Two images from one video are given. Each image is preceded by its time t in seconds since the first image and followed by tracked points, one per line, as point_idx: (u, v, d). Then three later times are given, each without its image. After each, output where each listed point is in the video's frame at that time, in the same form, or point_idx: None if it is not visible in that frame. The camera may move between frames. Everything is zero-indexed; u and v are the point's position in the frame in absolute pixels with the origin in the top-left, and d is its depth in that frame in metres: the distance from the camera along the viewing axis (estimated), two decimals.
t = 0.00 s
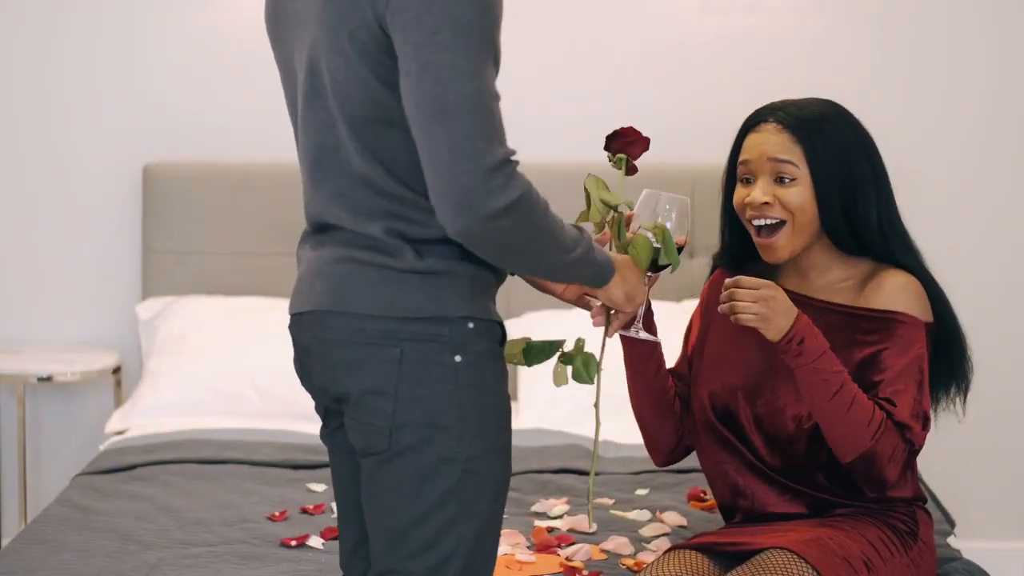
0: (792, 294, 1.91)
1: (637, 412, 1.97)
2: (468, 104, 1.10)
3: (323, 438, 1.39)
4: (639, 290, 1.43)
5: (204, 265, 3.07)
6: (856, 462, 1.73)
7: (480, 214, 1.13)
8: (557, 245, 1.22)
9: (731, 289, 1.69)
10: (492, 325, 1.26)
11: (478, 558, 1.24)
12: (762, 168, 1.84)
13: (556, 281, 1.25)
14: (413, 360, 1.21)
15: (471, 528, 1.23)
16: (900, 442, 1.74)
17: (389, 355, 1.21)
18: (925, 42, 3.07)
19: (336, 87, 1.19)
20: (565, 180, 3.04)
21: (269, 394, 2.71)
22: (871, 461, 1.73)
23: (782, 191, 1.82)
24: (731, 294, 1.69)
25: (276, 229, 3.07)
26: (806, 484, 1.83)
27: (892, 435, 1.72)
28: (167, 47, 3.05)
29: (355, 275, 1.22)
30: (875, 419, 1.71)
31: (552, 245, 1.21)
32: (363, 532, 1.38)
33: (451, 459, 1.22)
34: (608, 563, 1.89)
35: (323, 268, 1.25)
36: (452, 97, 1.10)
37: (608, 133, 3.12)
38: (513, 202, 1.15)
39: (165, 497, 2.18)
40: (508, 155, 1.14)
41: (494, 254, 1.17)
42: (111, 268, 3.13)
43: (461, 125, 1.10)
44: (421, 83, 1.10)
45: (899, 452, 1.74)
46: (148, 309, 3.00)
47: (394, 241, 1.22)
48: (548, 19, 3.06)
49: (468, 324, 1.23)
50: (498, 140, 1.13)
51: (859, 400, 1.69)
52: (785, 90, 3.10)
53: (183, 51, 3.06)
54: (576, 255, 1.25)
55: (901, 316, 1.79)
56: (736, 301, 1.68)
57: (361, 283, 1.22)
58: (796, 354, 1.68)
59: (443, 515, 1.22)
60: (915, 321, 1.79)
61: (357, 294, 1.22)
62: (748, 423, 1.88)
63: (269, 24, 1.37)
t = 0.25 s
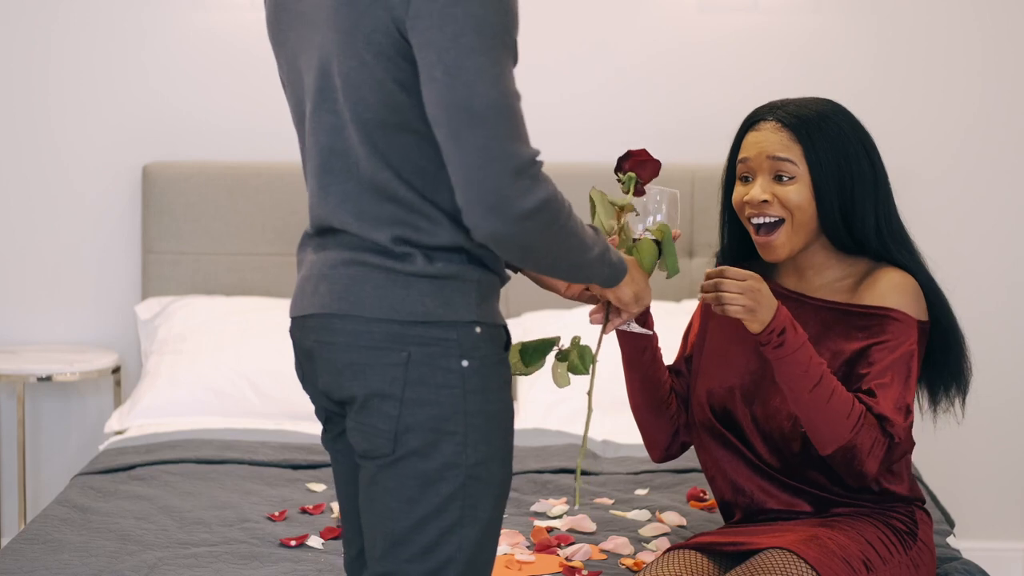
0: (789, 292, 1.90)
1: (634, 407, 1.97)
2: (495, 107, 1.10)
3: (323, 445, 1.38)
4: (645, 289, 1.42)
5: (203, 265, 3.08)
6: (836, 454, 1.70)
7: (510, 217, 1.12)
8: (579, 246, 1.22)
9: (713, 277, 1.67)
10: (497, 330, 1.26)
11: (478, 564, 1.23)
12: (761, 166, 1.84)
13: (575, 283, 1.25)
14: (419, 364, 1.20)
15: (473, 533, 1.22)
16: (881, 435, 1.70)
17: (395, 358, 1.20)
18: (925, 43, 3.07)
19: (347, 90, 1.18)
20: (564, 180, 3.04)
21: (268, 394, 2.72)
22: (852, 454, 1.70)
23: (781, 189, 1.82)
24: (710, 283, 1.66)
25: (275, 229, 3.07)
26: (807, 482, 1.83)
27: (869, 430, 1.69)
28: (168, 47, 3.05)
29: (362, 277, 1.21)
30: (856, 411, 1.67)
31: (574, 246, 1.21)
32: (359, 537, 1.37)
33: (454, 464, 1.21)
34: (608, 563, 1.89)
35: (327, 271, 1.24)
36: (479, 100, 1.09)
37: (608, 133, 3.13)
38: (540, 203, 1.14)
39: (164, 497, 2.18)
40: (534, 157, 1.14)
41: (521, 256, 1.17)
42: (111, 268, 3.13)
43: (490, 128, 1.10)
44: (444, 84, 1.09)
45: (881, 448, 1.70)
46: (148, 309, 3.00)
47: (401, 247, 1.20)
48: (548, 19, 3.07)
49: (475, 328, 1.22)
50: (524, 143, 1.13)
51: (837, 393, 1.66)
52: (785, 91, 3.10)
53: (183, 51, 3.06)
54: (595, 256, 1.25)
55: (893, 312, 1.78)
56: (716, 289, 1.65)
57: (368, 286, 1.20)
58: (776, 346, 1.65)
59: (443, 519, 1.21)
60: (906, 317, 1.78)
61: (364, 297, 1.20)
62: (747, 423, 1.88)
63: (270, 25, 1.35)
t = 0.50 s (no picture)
0: (785, 290, 1.91)
1: (633, 405, 1.97)
2: (510, 109, 1.11)
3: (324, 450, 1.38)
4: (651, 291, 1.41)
5: (203, 264, 3.08)
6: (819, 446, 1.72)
7: (529, 218, 1.14)
8: (596, 249, 1.22)
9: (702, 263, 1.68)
10: (498, 332, 1.26)
11: (479, 566, 1.23)
12: (761, 165, 1.84)
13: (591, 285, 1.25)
14: (422, 367, 1.20)
15: (474, 536, 1.22)
16: (864, 427, 1.71)
17: (397, 361, 1.20)
18: (925, 43, 3.07)
19: (354, 91, 1.18)
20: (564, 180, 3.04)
21: (267, 394, 2.71)
22: (835, 445, 1.71)
23: (781, 188, 1.82)
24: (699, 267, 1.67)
25: (275, 229, 3.07)
26: (807, 480, 1.83)
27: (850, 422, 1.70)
28: (167, 47, 3.05)
29: (363, 280, 1.20)
30: (837, 402, 1.70)
31: (592, 250, 1.22)
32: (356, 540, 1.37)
33: (456, 466, 1.21)
34: (608, 563, 1.89)
35: (328, 273, 1.23)
36: (496, 102, 1.10)
37: (608, 133, 3.12)
38: (558, 205, 1.16)
39: (164, 497, 2.18)
40: (550, 158, 1.15)
41: (539, 257, 1.18)
42: (111, 268, 3.13)
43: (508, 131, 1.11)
44: (457, 86, 1.09)
45: (865, 440, 1.71)
46: (148, 309, 3.00)
47: (404, 250, 1.20)
48: (548, 20, 3.07)
49: (477, 331, 1.23)
50: (541, 145, 1.14)
51: (815, 383, 1.69)
52: (785, 91, 3.10)
53: (183, 51, 3.06)
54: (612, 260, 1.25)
55: (886, 309, 1.79)
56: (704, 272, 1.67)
57: (369, 289, 1.20)
58: (756, 337, 1.68)
59: (445, 521, 1.21)
60: (899, 314, 1.79)
61: (366, 300, 1.20)
62: (746, 421, 1.88)
63: (269, 26, 1.35)
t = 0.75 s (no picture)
0: (784, 290, 1.91)
1: (632, 404, 1.97)
2: (514, 111, 1.11)
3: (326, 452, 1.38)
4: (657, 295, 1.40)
5: (203, 264, 3.07)
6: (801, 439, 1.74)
7: (536, 217, 1.14)
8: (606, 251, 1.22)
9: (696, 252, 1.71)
10: (498, 335, 1.26)
11: (478, 569, 1.23)
12: (762, 165, 1.85)
13: (599, 287, 1.26)
14: (420, 370, 1.20)
15: (473, 539, 1.22)
16: (846, 419, 1.73)
17: (395, 364, 1.20)
18: (925, 43, 3.07)
19: (354, 94, 1.18)
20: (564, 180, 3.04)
21: (267, 394, 2.71)
22: (816, 438, 1.73)
23: (782, 188, 1.83)
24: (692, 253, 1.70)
25: (275, 229, 3.07)
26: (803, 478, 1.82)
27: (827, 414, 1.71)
28: (167, 47, 3.06)
29: (361, 283, 1.21)
30: (817, 395, 1.71)
31: (602, 251, 1.22)
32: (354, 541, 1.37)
33: (455, 470, 1.21)
34: (608, 563, 1.89)
35: (326, 276, 1.24)
36: (501, 104, 1.10)
37: (608, 133, 3.12)
38: (566, 204, 1.16)
39: (165, 497, 2.18)
40: (556, 158, 1.16)
41: (546, 257, 1.18)
42: (111, 268, 3.13)
43: (513, 131, 1.11)
44: (461, 90, 1.09)
45: (842, 431, 1.73)
46: (148, 309, 3.00)
47: (400, 254, 1.20)
48: (548, 20, 3.07)
49: (476, 334, 1.22)
50: (546, 145, 1.15)
51: (795, 376, 1.71)
52: (785, 91, 3.10)
53: (183, 51, 3.06)
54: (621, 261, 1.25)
55: (882, 308, 1.79)
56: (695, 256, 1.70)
57: (367, 292, 1.20)
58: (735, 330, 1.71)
59: (444, 525, 1.21)
60: (894, 312, 1.79)
61: (364, 304, 1.20)
62: (745, 422, 1.87)
63: (269, 27, 1.35)
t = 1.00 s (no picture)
0: (784, 290, 1.91)
1: (633, 402, 1.98)
2: (512, 108, 1.11)
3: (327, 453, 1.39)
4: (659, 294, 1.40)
5: (203, 264, 3.07)
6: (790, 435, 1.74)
7: (537, 214, 1.14)
8: (606, 251, 1.22)
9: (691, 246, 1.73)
10: (495, 336, 1.25)
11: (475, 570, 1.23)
12: (763, 166, 1.84)
13: (601, 287, 1.26)
14: (415, 371, 1.20)
15: (470, 540, 1.22)
16: (833, 410, 1.73)
17: (390, 365, 1.20)
18: (925, 43, 3.07)
19: (349, 96, 1.18)
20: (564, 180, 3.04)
21: (267, 394, 2.71)
22: (803, 434, 1.73)
23: (783, 189, 1.83)
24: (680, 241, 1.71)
25: (275, 229, 3.07)
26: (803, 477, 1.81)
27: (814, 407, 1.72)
28: (167, 47, 3.05)
29: (356, 284, 1.21)
30: (803, 390, 1.72)
31: (603, 250, 1.22)
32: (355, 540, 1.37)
33: (451, 471, 1.20)
34: (608, 563, 1.89)
35: (322, 277, 1.24)
36: (500, 102, 1.10)
37: (607, 133, 3.12)
38: (566, 201, 1.16)
39: (165, 497, 2.18)
40: (556, 155, 1.16)
41: (547, 255, 1.18)
42: (111, 268, 3.13)
43: (511, 128, 1.11)
44: (458, 88, 1.09)
45: (833, 426, 1.72)
46: (148, 309, 3.00)
47: (393, 255, 1.20)
48: (548, 19, 3.07)
49: (471, 335, 1.22)
50: (545, 142, 1.15)
51: (781, 370, 1.72)
52: (785, 91, 3.10)
53: (182, 50, 3.06)
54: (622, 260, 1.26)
55: (877, 305, 1.79)
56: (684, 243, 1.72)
57: (362, 293, 1.20)
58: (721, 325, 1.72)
59: (441, 526, 1.21)
60: (889, 310, 1.79)
61: (359, 304, 1.20)
62: (743, 421, 1.87)
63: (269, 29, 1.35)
